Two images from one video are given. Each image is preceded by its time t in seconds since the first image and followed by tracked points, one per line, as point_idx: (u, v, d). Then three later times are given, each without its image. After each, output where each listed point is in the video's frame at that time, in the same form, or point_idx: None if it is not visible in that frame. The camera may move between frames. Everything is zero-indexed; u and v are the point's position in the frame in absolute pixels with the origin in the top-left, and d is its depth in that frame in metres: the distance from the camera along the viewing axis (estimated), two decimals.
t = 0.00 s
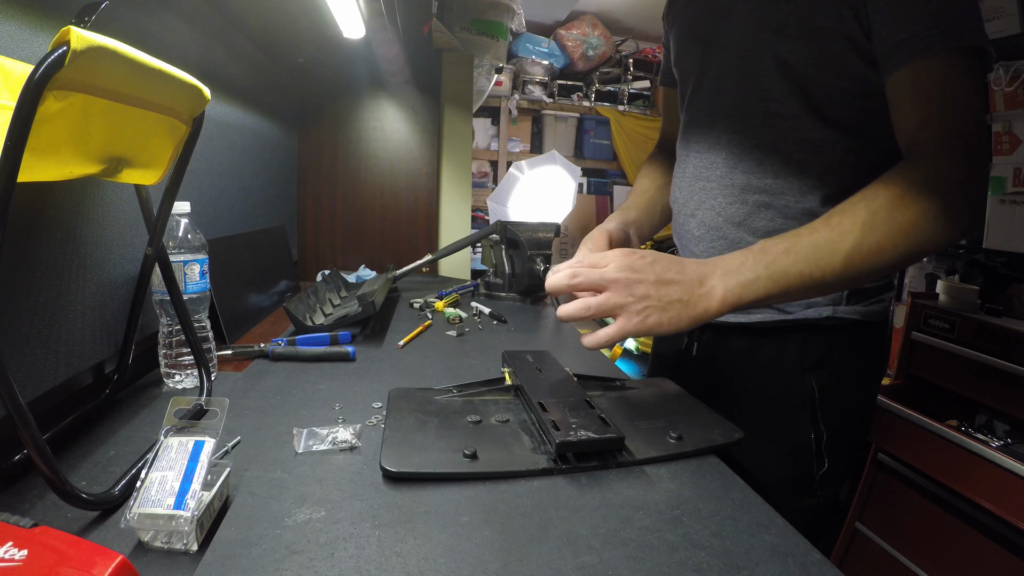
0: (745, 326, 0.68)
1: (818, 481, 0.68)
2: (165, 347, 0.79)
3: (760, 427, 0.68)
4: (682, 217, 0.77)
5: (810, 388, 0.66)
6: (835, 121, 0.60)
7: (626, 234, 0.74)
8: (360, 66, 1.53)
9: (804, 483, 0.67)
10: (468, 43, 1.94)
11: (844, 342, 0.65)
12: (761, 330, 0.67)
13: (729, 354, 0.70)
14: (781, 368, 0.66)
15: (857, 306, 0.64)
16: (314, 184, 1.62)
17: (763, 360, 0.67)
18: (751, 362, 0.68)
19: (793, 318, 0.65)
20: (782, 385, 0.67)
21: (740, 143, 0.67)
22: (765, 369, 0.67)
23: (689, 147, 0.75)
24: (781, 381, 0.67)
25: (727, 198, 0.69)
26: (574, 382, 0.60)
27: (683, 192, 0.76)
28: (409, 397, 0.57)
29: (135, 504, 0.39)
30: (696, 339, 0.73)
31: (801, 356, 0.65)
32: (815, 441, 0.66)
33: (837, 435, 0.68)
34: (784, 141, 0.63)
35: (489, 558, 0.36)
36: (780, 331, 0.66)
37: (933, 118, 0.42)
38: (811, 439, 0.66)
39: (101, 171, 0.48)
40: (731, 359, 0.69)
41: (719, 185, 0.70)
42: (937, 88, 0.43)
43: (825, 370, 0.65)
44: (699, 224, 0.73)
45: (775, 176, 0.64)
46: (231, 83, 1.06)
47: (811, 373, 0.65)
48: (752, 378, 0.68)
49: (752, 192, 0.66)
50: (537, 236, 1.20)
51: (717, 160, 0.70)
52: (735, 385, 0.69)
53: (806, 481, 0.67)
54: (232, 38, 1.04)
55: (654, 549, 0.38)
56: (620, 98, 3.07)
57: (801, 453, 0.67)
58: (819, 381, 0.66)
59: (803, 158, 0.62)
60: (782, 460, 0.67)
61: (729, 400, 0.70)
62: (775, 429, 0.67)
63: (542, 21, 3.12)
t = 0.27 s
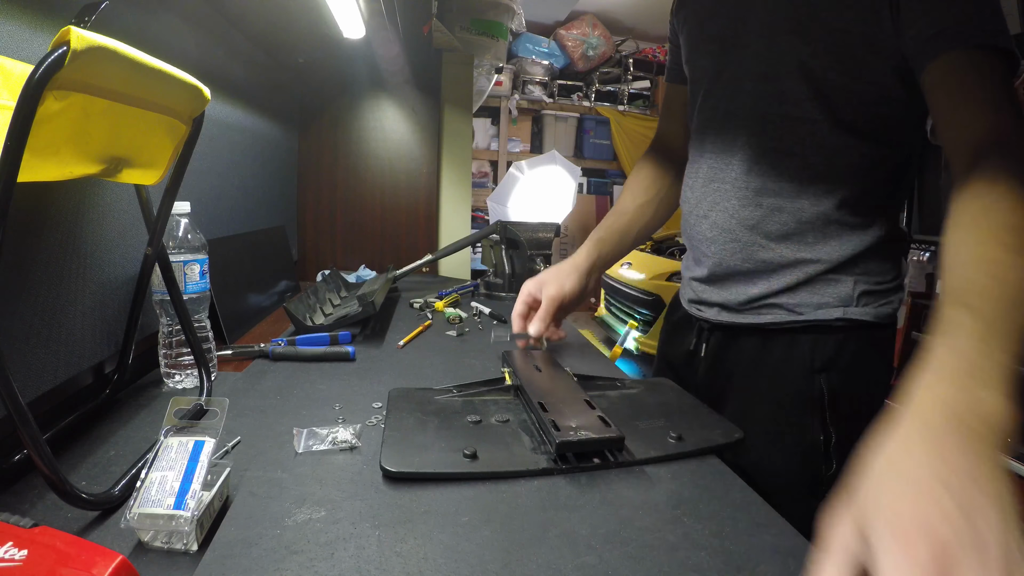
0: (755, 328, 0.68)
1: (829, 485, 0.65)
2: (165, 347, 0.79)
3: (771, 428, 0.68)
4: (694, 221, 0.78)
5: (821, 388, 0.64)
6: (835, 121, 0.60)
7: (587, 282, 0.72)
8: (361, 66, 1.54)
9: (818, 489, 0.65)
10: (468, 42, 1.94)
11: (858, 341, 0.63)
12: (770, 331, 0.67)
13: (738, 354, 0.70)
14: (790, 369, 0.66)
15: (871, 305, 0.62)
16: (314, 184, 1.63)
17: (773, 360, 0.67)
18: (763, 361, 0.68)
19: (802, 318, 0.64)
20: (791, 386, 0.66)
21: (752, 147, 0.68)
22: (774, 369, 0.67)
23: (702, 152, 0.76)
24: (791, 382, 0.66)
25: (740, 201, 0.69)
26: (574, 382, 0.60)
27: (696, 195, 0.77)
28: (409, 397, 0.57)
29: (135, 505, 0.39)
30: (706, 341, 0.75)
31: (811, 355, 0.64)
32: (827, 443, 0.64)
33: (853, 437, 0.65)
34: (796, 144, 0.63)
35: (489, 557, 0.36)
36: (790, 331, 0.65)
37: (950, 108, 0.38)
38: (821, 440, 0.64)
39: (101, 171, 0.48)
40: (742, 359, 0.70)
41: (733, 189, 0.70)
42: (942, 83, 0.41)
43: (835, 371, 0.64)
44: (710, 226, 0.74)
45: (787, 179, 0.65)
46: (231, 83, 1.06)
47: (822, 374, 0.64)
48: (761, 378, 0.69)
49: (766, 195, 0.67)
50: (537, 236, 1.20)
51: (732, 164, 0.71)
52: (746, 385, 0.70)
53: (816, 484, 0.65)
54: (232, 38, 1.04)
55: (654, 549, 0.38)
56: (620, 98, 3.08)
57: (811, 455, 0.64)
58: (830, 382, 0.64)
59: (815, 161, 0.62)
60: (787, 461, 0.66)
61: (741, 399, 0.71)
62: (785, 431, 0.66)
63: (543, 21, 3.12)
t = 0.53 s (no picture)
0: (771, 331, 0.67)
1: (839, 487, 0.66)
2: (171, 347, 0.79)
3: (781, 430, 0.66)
4: (710, 222, 0.77)
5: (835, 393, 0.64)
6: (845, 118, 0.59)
7: (578, 279, 0.72)
8: (365, 67, 1.54)
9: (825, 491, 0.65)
10: (473, 43, 1.94)
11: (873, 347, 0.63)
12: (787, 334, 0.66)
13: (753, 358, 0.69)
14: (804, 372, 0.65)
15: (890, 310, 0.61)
16: (320, 185, 1.63)
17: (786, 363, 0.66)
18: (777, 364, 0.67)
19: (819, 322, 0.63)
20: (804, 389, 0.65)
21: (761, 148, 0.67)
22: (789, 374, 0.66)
23: (718, 154, 0.75)
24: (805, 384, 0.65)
25: (757, 203, 0.68)
26: (579, 383, 0.60)
27: (711, 198, 0.76)
28: (416, 397, 0.57)
29: (140, 504, 0.39)
30: (719, 343, 0.74)
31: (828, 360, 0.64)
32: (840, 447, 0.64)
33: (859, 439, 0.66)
34: (810, 146, 0.63)
35: (495, 558, 0.35)
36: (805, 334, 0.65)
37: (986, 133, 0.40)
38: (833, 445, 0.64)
39: (108, 171, 0.48)
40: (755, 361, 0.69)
41: (751, 190, 0.69)
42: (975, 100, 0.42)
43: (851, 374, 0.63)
44: (727, 228, 0.73)
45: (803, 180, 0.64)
46: (237, 83, 1.06)
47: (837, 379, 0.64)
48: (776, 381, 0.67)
49: (786, 198, 0.65)
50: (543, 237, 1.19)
51: (751, 165, 0.69)
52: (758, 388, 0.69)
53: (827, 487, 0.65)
54: (238, 38, 1.05)
55: (663, 550, 0.37)
56: (625, 98, 3.07)
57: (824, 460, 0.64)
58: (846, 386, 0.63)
59: (830, 164, 0.61)
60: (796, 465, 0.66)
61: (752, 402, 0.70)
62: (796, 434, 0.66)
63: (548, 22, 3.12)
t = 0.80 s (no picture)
0: (770, 331, 0.67)
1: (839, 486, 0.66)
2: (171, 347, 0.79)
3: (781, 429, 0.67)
4: (710, 220, 0.76)
5: (834, 393, 0.64)
6: (845, 119, 0.59)
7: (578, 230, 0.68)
8: (365, 67, 1.54)
9: (823, 491, 0.66)
10: (473, 43, 1.94)
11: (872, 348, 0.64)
12: (785, 334, 0.66)
13: (752, 357, 0.69)
14: (805, 372, 0.65)
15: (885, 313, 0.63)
16: (320, 185, 1.63)
17: (787, 363, 0.66)
18: (778, 364, 0.67)
19: (818, 321, 0.64)
20: (804, 389, 0.66)
21: (760, 148, 0.67)
22: (789, 374, 0.66)
23: (719, 153, 0.74)
24: (804, 384, 0.65)
25: (758, 202, 0.68)
26: (579, 383, 0.60)
27: (711, 197, 0.75)
28: (415, 398, 0.57)
29: (140, 504, 0.39)
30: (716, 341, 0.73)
31: (827, 360, 0.64)
32: (839, 447, 0.65)
33: (857, 440, 0.66)
34: (810, 146, 0.63)
35: (495, 559, 0.35)
36: (805, 334, 0.65)
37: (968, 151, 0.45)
38: (833, 444, 0.65)
39: (108, 171, 0.48)
40: (755, 361, 0.69)
41: (753, 189, 0.69)
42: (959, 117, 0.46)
43: (849, 374, 0.64)
44: (727, 226, 0.72)
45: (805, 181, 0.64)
46: (237, 83, 1.06)
47: (836, 379, 0.64)
48: (776, 381, 0.67)
49: (786, 197, 0.65)
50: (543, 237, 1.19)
51: (752, 165, 0.69)
52: (758, 388, 0.69)
53: (827, 487, 0.66)
54: (238, 38, 1.05)
55: (662, 550, 0.37)
56: (625, 98, 3.07)
57: (823, 459, 0.65)
58: (844, 385, 0.64)
59: (829, 164, 0.61)
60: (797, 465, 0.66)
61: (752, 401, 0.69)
62: (795, 433, 0.66)
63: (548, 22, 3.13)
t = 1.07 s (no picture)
0: (767, 328, 0.68)
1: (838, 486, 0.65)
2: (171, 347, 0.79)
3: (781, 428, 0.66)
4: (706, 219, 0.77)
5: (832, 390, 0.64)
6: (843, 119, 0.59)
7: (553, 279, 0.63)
8: (365, 66, 1.54)
9: (825, 489, 0.65)
10: (473, 43, 1.94)
11: (867, 343, 0.64)
12: (782, 331, 0.67)
13: (750, 354, 0.70)
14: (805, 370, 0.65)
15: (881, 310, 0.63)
16: (320, 185, 1.63)
17: (785, 360, 0.66)
18: (777, 362, 0.67)
19: (815, 319, 0.64)
20: (801, 386, 0.65)
21: (761, 148, 0.67)
22: (785, 371, 0.67)
23: (715, 153, 0.74)
24: (804, 382, 0.65)
25: (755, 200, 0.68)
26: (579, 383, 0.60)
27: (708, 195, 0.76)
28: (415, 397, 0.57)
29: (140, 504, 0.39)
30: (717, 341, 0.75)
31: (824, 357, 0.64)
32: (837, 445, 0.64)
33: (858, 438, 0.66)
34: (811, 146, 0.62)
35: (495, 558, 0.35)
36: (802, 332, 0.65)
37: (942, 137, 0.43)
38: (832, 442, 0.64)
39: (108, 171, 0.48)
40: (754, 359, 0.69)
41: (750, 188, 0.69)
42: (926, 106, 0.43)
43: (847, 372, 0.64)
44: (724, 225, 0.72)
45: (803, 180, 0.64)
46: (237, 83, 1.06)
47: (834, 376, 0.64)
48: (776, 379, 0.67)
49: (781, 195, 0.66)
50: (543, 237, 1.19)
51: (747, 164, 0.69)
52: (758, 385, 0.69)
53: (825, 487, 0.65)
54: (238, 38, 1.05)
55: (662, 550, 0.37)
56: (625, 98, 3.07)
57: (822, 458, 0.65)
58: (842, 383, 0.64)
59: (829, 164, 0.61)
60: (797, 465, 0.66)
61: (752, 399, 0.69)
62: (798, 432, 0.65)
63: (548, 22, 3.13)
